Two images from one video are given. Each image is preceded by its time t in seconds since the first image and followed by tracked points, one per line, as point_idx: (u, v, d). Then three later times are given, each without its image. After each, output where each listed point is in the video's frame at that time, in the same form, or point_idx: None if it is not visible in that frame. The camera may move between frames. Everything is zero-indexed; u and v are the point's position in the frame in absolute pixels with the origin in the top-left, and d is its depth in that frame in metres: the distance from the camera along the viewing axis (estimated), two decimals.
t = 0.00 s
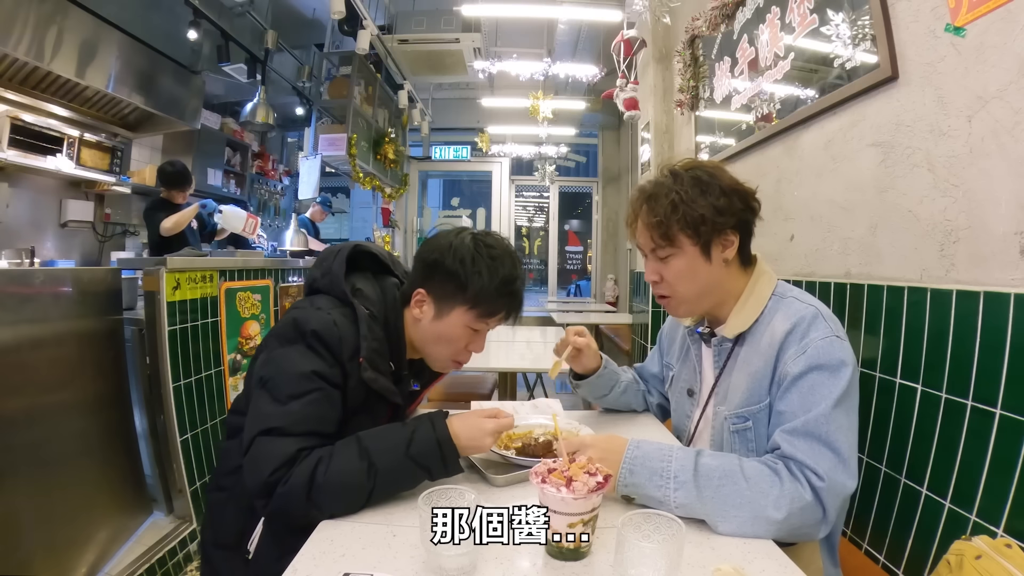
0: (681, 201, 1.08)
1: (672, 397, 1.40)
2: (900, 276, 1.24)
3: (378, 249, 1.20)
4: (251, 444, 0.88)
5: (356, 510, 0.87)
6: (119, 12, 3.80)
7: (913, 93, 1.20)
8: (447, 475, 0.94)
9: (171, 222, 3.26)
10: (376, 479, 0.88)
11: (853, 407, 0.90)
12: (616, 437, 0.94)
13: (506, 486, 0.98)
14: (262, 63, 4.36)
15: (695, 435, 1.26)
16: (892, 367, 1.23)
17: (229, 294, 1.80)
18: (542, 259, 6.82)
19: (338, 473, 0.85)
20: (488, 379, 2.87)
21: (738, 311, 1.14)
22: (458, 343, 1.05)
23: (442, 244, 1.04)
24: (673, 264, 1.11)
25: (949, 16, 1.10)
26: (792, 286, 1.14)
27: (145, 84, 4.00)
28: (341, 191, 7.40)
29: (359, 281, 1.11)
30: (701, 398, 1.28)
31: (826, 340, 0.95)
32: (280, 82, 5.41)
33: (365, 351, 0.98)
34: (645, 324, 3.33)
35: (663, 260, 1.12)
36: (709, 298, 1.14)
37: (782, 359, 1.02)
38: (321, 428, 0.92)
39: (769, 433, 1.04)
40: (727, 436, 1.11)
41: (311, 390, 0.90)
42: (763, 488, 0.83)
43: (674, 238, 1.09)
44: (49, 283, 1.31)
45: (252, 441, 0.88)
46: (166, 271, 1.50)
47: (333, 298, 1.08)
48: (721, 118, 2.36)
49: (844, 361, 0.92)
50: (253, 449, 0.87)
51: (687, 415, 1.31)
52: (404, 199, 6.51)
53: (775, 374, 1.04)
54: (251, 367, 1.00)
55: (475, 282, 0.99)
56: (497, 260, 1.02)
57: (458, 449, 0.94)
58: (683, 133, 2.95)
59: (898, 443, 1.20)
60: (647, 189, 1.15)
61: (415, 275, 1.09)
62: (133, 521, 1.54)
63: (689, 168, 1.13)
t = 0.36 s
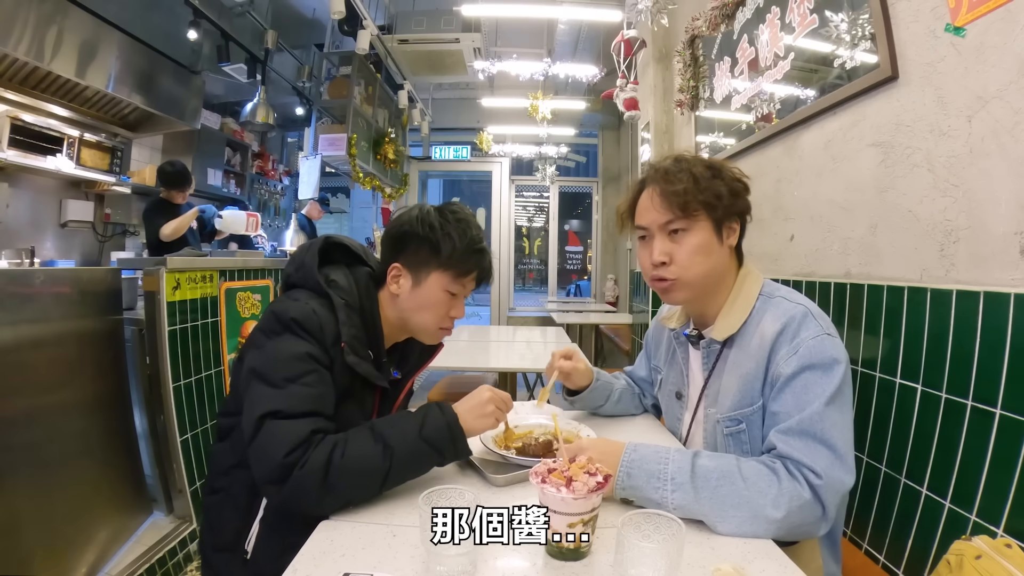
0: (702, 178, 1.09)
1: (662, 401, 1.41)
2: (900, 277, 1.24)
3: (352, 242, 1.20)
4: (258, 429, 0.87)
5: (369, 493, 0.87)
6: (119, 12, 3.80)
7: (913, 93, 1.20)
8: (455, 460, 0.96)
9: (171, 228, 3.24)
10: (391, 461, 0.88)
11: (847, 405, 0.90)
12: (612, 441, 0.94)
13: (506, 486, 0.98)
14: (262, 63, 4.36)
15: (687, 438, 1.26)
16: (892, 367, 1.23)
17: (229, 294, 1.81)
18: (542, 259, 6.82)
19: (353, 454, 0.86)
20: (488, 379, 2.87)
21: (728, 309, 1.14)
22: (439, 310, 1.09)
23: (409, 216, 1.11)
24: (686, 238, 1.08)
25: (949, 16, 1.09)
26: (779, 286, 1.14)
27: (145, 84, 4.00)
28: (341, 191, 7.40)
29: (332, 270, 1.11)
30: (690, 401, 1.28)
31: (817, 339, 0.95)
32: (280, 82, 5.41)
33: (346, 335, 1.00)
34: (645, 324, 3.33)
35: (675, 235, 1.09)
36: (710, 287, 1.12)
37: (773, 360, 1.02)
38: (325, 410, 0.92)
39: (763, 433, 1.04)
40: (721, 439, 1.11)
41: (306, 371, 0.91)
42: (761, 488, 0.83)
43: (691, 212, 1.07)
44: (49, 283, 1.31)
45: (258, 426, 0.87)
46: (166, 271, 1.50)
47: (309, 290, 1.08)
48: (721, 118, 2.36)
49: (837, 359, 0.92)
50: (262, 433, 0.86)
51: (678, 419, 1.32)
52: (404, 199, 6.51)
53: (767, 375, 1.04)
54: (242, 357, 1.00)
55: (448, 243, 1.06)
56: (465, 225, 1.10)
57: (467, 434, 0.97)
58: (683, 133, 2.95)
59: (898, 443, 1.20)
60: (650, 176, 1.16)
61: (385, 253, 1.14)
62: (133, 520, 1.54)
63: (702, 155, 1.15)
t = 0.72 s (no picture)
0: (705, 182, 1.11)
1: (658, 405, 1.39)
2: (900, 276, 1.24)
3: (352, 240, 1.19)
4: (270, 413, 0.86)
5: (384, 479, 0.86)
6: (119, 12, 3.80)
7: (912, 93, 1.20)
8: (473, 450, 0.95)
9: (167, 231, 3.27)
10: (407, 446, 0.88)
11: (843, 404, 0.90)
12: (616, 444, 0.94)
13: (506, 486, 0.98)
14: (262, 63, 4.36)
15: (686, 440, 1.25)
16: (892, 367, 1.23)
17: (229, 294, 1.81)
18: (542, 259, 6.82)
19: (368, 439, 0.86)
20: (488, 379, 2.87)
21: (719, 316, 1.13)
22: (437, 303, 1.09)
23: (407, 212, 1.12)
24: (694, 240, 1.08)
25: (950, 16, 1.09)
26: (770, 286, 1.15)
27: (145, 84, 4.00)
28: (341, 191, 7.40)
29: (333, 267, 1.11)
30: (686, 404, 1.27)
31: (812, 339, 0.95)
32: (280, 82, 5.41)
33: (350, 328, 1.01)
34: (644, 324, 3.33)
35: (683, 236, 1.08)
36: (714, 289, 1.12)
37: (768, 360, 1.02)
38: (336, 396, 0.92)
39: (761, 434, 1.04)
40: (718, 441, 1.11)
41: (316, 358, 0.92)
42: (759, 487, 0.83)
43: (697, 214, 1.08)
44: (49, 283, 1.31)
45: (270, 410, 0.86)
46: (166, 271, 1.50)
47: (310, 286, 1.08)
48: (721, 118, 2.36)
49: (832, 359, 0.92)
50: (274, 416, 0.85)
51: (676, 422, 1.31)
52: (404, 199, 6.51)
53: (762, 376, 1.04)
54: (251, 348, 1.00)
55: (446, 237, 1.06)
56: (463, 220, 1.10)
57: (485, 427, 0.96)
58: (683, 133, 2.95)
59: (898, 443, 1.20)
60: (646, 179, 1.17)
61: (384, 249, 1.14)
62: (133, 520, 1.54)
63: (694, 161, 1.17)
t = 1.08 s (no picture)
0: (698, 181, 1.10)
1: (662, 401, 1.40)
2: (900, 276, 1.24)
3: (353, 242, 1.19)
4: (258, 426, 0.87)
5: (367, 495, 0.87)
6: (118, 12, 3.80)
7: (912, 93, 1.20)
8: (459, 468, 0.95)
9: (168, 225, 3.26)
10: (390, 464, 0.88)
11: (846, 404, 0.90)
12: (615, 443, 0.94)
13: (506, 486, 0.98)
14: (262, 63, 4.36)
15: (688, 437, 1.26)
16: (892, 367, 1.23)
17: (229, 294, 1.81)
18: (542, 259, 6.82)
19: (352, 456, 0.86)
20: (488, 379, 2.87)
21: (728, 312, 1.13)
22: (439, 306, 1.09)
23: (411, 215, 1.11)
24: (679, 241, 1.10)
25: (950, 16, 1.09)
26: (780, 286, 1.15)
27: (146, 84, 4.00)
28: (341, 191, 7.40)
29: (334, 270, 1.11)
30: (692, 402, 1.28)
31: (817, 339, 0.95)
32: (280, 82, 5.41)
33: (348, 334, 1.01)
34: (644, 324, 3.33)
35: (668, 236, 1.11)
36: (706, 287, 1.13)
37: (773, 360, 1.02)
38: (324, 409, 0.92)
39: (763, 433, 1.04)
40: (721, 439, 1.11)
41: (307, 370, 0.91)
42: (759, 486, 0.83)
43: (682, 214, 1.08)
44: (49, 283, 1.31)
45: (258, 424, 0.88)
46: (166, 271, 1.50)
47: (310, 289, 1.08)
48: (721, 118, 2.36)
49: (837, 358, 0.92)
50: (261, 430, 0.87)
51: (679, 419, 1.31)
52: (404, 199, 6.51)
53: (767, 375, 1.04)
54: (245, 353, 1.00)
55: (451, 242, 1.06)
56: (467, 223, 1.10)
57: (473, 442, 0.96)
58: (683, 133, 2.95)
59: (898, 443, 1.20)
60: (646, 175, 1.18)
61: (388, 250, 1.13)
62: (133, 520, 1.54)
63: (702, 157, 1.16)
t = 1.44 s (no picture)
0: (699, 170, 1.17)
1: (666, 395, 1.40)
2: (900, 276, 1.24)
3: (354, 242, 1.19)
4: (265, 422, 0.87)
5: (379, 489, 0.87)
6: (118, 12, 3.80)
7: (912, 94, 1.20)
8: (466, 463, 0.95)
9: (172, 220, 3.27)
10: (401, 459, 0.88)
11: (847, 406, 0.90)
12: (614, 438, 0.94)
13: (507, 486, 0.98)
14: (262, 63, 4.37)
15: (688, 433, 1.26)
16: (892, 367, 1.23)
17: (229, 294, 1.81)
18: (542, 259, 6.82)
19: (363, 451, 0.86)
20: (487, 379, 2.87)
21: (730, 307, 1.15)
22: (441, 308, 1.09)
23: (417, 216, 1.11)
24: (673, 224, 1.18)
25: (950, 16, 1.09)
26: (784, 286, 1.14)
27: (146, 84, 4.00)
28: (341, 191, 7.40)
29: (335, 270, 1.11)
30: (693, 397, 1.28)
31: (817, 340, 0.95)
32: (280, 82, 5.40)
33: (350, 333, 1.01)
34: (644, 324, 3.33)
35: (666, 220, 1.20)
36: (697, 274, 1.18)
37: (773, 359, 1.02)
38: (330, 405, 0.92)
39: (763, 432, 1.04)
40: (721, 435, 1.11)
41: (313, 367, 0.92)
42: (761, 488, 0.83)
43: (680, 200, 1.17)
44: (49, 283, 1.31)
45: (265, 420, 0.87)
46: (166, 271, 1.50)
47: (310, 288, 1.08)
48: (721, 118, 2.36)
49: (839, 360, 0.92)
50: (269, 426, 0.86)
51: (679, 413, 1.32)
52: (404, 199, 6.50)
53: (767, 373, 1.04)
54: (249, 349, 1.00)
55: (456, 246, 1.06)
56: (472, 228, 1.10)
57: (479, 435, 0.97)
58: (683, 133, 2.95)
59: (898, 443, 1.20)
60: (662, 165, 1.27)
61: (391, 251, 1.13)
62: (133, 520, 1.54)
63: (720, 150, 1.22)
